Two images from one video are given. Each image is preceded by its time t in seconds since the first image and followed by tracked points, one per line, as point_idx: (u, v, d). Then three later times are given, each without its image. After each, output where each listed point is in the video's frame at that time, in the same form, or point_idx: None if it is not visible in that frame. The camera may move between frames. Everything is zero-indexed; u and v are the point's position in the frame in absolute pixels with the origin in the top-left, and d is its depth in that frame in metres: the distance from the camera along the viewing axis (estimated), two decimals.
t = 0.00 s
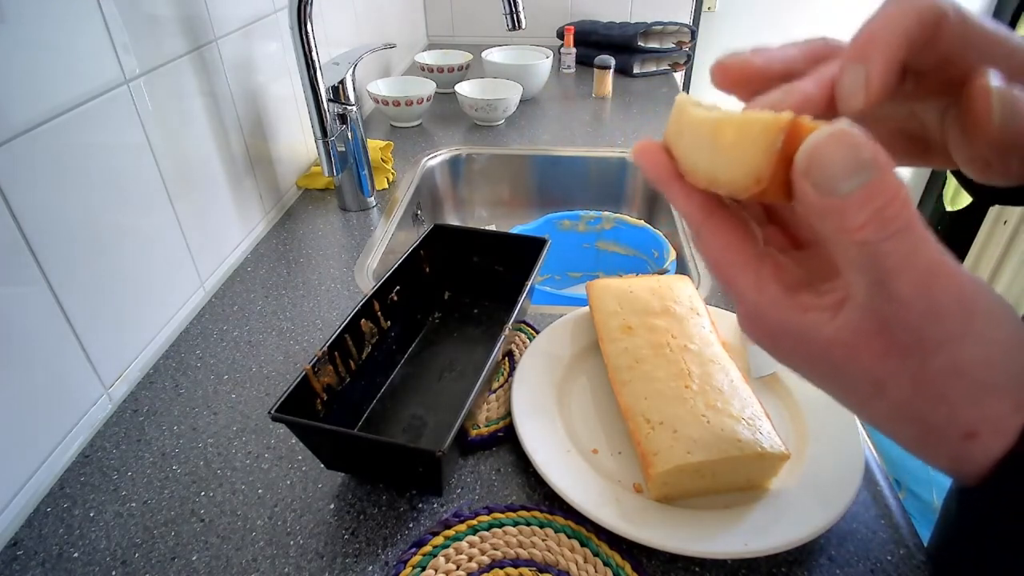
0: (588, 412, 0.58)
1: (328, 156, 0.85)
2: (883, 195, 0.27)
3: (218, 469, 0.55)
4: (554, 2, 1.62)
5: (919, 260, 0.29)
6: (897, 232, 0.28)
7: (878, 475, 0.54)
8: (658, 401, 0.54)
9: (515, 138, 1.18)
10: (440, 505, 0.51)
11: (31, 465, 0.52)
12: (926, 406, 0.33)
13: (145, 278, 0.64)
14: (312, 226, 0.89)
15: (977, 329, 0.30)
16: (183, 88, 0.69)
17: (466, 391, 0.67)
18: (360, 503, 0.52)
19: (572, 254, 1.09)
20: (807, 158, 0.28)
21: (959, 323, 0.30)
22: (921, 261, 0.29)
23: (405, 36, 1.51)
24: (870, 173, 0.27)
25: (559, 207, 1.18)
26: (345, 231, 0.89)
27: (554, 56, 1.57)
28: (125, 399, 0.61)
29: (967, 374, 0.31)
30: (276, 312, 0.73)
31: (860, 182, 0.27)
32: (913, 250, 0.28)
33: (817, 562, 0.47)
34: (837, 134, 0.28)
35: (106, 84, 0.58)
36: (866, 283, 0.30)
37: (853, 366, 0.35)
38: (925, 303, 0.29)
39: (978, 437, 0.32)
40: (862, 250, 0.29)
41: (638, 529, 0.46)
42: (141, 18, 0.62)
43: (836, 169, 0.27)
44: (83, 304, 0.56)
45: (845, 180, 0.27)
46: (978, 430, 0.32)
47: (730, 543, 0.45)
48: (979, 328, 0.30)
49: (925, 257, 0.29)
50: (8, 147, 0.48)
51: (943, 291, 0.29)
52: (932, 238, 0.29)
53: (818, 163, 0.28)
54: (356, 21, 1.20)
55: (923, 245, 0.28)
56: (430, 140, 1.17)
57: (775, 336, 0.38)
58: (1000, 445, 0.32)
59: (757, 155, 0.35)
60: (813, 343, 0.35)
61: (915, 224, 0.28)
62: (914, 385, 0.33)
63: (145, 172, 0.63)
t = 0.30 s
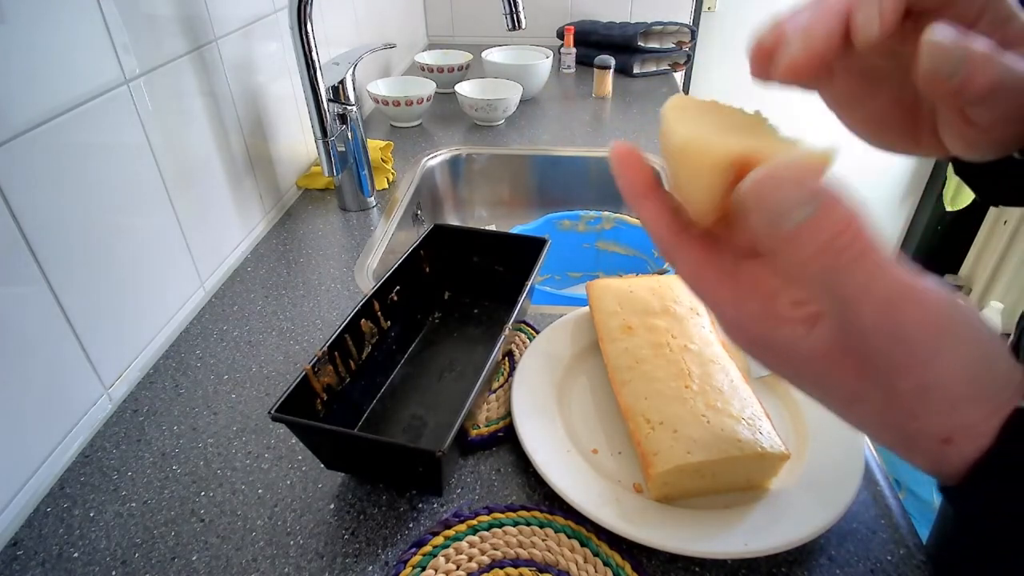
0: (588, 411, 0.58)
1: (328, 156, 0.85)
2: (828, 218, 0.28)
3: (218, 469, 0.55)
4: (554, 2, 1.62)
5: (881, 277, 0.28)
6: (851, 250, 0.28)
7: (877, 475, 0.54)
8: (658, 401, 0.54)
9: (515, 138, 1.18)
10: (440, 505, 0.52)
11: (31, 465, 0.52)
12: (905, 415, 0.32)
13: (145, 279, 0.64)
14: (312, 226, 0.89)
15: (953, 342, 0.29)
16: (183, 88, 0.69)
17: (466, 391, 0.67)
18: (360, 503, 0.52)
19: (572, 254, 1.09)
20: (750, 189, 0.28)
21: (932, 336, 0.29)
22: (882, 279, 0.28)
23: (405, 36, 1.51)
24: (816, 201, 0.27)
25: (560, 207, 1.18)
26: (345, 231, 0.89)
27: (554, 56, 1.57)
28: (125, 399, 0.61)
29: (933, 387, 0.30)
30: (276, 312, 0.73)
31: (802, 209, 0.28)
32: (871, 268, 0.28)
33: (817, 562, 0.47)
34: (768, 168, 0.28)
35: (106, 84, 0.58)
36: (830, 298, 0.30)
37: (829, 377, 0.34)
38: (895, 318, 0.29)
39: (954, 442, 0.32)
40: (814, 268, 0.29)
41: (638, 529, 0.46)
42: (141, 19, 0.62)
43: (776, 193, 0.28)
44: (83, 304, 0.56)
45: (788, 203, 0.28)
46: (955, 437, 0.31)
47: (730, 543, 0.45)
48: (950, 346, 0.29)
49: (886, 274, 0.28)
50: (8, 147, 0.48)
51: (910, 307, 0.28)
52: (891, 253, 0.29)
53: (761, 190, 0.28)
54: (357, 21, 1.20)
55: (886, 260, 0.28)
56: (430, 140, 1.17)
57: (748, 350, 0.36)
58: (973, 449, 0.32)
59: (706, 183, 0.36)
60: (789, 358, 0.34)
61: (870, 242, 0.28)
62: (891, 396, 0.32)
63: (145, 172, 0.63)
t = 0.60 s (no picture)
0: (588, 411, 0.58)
1: (328, 156, 0.85)
2: (597, 422, 0.31)
3: (218, 469, 0.55)
4: (554, 2, 1.62)
5: (668, 445, 0.31)
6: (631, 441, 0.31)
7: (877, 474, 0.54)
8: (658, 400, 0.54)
9: (515, 138, 1.18)
10: (440, 505, 0.51)
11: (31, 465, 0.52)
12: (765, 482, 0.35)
13: (145, 279, 0.64)
14: (312, 226, 0.89)
15: (764, 451, 0.31)
16: (183, 88, 0.69)
17: (466, 391, 0.67)
18: (360, 503, 0.52)
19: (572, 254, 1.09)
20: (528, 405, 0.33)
21: (744, 456, 0.31)
22: (669, 443, 0.31)
23: (405, 36, 1.51)
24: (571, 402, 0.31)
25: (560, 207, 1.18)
26: (345, 231, 0.89)
27: (554, 56, 1.57)
28: (125, 399, 0.61)
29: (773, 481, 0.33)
30: (277, 312, 0.73)
31: (568, 415, 0.32)
32: (656, 445, 0.31)
33: (817, 562, 0.47)
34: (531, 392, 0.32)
35: (106, 84, 0.58)
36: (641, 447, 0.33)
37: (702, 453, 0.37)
38: (706, 459, 0.31)
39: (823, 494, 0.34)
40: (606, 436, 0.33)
41: (638, 530, 0.46)
42: (141, 18, 0.62)
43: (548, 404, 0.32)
44: (82, 304, 0.56)
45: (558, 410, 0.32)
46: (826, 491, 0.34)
47: (730, 543, 0.45)
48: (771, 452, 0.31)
49: (670, 440, 0.31)
50: (8, 147, 0.48)
51: (714, 449, 0.31)
52: (669, 415, 0.30)
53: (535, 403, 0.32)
54: (357, 21, 1.20)
55: (667, 430, 0.30)
56: (431, 140, 1.17)
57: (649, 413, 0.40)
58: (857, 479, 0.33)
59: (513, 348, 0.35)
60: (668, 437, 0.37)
61: (643, 430, 0.30)
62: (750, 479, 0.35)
63: (145, 173, 0.63)
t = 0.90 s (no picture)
0: (588, 410, 0.58)
1: (328, 156, 0.85)
2: (592, 386, 0.31)
3: (218, 469, 0.55)
4: (554, 2, 1.62)
5: (663, 412, 0.30)
6: (626, 406, 0.31)
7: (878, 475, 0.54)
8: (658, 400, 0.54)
9: (515, 138, 1.18)
10: (440, 505, 0.51)
11: (31, 465, 0.52)
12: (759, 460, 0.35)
13: (145, 279, 0.64)
14: (312, 226, 0.89)
15: (760, 420, 0.31)
16: (183, 88, 0.69)
17: (466, 391, 0.67)
18: (360, 503, 0.52)
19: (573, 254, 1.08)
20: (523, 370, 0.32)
21: (739, 425, 0.31)
22: (664, 410, 0.30)
23: (405, 36, 1.51)
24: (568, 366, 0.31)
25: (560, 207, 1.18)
26: (345, 231, 0.89)
27: (554, 56, 1.57)
28: (125, 399, 0.61)
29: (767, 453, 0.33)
30: (277, 312, 0.73)
31: (562, 379, 0.31)
32: (650, 410, 0.30)
33: (818, 562, 0.47)
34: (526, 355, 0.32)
35: (106, 84, 0.58)
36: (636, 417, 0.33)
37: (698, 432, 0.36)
38: (700, 429, 0.31)
39: (814, 472, 0.34)
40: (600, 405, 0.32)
41: (638, 529, 0.46)
42: (141, 19, 0.62)
43: (542, 369, 0.32)
44: (83, 304, 0.56)
45: (552, 375, 0.32)
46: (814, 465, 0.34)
47: (729, 543, 0.45)
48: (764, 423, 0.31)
49: (666, 406, 0.30)
50: (8, 147, 0.48)
51: (710, 418, 0.31)
52: (664, 380, 0.30)
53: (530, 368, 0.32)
54: (357, 21, 1.20)
55: (662, 396, 0.30)
56: (430, 140, 1.17)
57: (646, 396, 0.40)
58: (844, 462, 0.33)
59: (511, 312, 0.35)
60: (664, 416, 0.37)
61: (638, 395, 0.30)
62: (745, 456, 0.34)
63: (145, 173, 0.63)
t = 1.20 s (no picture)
0: (588, 411, 0.58)
1: (328, 156, 0.85)
2: (604, 359, 0.30)
3: (218, 469, 0.55)
4: (554, 2, 1.62)
5: (672, 389, 0.30)
6: (636, 380, 0.30)
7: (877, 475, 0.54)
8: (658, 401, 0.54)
9: (515, 138, 1.18)
10: (440, 505, 0.52)
11: (31, 465, 0.52)
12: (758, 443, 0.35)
13: (145, 278, 0.64)
14: (312, 226, 0.89)
15: (768, 401, 0.31)
16: (183, 88, 0.69)
17: (467, 390, 0.67)
18: (360, 503, 0.52)
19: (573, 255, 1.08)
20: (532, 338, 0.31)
21: (746, 404, 0.31)
22: (675, 386, 0.30)
23: (405, 36, 1.51)
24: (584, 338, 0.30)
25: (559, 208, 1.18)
26: (344, 231, 0.89)
27: (554, 56, 1.57)
28: (125, 399, 0.61)
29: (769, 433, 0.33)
30: (277, 312, 0.73)
31: (575, 350, 0.30)
32: (661, 385, 0.30)
33: (817, 562, 0.47)
34: (538, 323, 0.31)
35: (106, 84, 0.58)
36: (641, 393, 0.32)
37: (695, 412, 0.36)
38: (706, 407, 0.31)
39: (813, 455, 0.34)
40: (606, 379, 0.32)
41: (638, 529, 0.46)
42: (141, 19, 0.62)
43: (554, 337, 0.30)
44: (83, 304, 0.56)
45: (566, 344, 0.30)
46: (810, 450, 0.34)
47: (730, 543, 0.45)
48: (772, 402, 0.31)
49: (678, 383, 0.30)
50: (7, 147, 0.48)
51: (720, 396, 0.30)
52: (677, 357, 0.30)
53: (541, 337, 0.30)
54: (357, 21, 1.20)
55: (675, 373, 0.30)
56: (431, 140, 1.17)
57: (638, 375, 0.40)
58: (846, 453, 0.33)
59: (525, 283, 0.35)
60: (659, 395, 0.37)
61: (651, 371, 0.30)
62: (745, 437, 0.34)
63: (145, 173, 0.63)
